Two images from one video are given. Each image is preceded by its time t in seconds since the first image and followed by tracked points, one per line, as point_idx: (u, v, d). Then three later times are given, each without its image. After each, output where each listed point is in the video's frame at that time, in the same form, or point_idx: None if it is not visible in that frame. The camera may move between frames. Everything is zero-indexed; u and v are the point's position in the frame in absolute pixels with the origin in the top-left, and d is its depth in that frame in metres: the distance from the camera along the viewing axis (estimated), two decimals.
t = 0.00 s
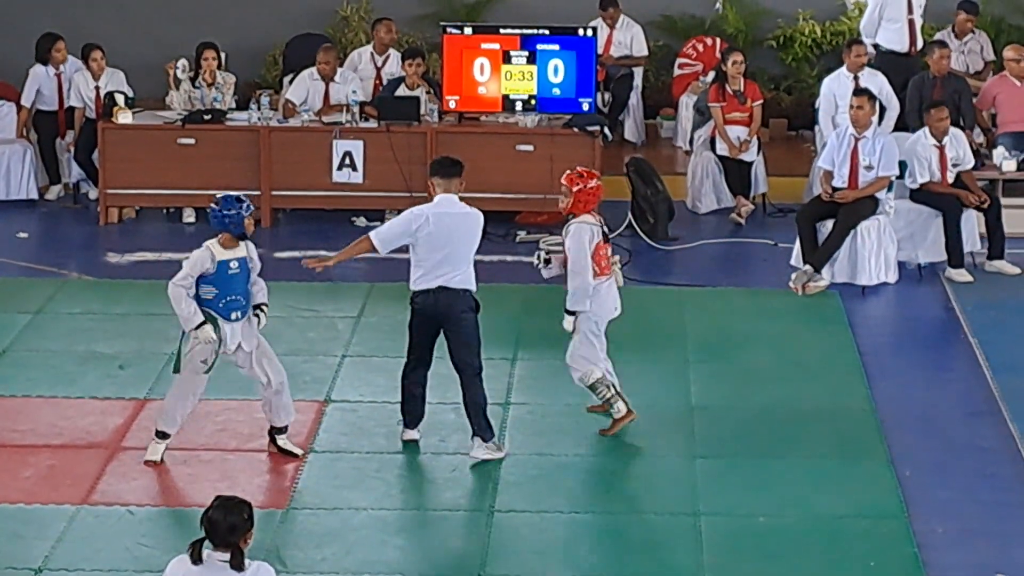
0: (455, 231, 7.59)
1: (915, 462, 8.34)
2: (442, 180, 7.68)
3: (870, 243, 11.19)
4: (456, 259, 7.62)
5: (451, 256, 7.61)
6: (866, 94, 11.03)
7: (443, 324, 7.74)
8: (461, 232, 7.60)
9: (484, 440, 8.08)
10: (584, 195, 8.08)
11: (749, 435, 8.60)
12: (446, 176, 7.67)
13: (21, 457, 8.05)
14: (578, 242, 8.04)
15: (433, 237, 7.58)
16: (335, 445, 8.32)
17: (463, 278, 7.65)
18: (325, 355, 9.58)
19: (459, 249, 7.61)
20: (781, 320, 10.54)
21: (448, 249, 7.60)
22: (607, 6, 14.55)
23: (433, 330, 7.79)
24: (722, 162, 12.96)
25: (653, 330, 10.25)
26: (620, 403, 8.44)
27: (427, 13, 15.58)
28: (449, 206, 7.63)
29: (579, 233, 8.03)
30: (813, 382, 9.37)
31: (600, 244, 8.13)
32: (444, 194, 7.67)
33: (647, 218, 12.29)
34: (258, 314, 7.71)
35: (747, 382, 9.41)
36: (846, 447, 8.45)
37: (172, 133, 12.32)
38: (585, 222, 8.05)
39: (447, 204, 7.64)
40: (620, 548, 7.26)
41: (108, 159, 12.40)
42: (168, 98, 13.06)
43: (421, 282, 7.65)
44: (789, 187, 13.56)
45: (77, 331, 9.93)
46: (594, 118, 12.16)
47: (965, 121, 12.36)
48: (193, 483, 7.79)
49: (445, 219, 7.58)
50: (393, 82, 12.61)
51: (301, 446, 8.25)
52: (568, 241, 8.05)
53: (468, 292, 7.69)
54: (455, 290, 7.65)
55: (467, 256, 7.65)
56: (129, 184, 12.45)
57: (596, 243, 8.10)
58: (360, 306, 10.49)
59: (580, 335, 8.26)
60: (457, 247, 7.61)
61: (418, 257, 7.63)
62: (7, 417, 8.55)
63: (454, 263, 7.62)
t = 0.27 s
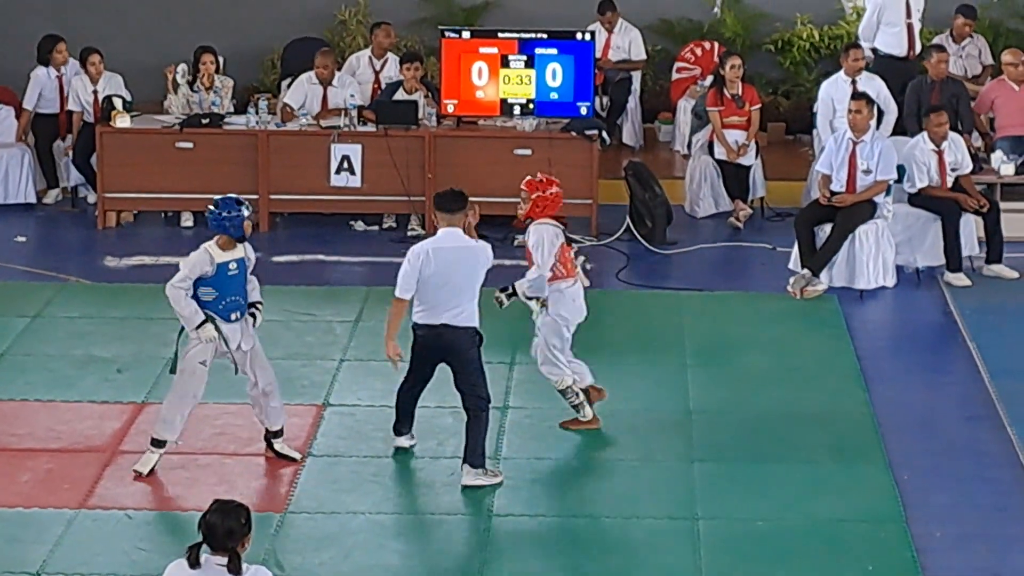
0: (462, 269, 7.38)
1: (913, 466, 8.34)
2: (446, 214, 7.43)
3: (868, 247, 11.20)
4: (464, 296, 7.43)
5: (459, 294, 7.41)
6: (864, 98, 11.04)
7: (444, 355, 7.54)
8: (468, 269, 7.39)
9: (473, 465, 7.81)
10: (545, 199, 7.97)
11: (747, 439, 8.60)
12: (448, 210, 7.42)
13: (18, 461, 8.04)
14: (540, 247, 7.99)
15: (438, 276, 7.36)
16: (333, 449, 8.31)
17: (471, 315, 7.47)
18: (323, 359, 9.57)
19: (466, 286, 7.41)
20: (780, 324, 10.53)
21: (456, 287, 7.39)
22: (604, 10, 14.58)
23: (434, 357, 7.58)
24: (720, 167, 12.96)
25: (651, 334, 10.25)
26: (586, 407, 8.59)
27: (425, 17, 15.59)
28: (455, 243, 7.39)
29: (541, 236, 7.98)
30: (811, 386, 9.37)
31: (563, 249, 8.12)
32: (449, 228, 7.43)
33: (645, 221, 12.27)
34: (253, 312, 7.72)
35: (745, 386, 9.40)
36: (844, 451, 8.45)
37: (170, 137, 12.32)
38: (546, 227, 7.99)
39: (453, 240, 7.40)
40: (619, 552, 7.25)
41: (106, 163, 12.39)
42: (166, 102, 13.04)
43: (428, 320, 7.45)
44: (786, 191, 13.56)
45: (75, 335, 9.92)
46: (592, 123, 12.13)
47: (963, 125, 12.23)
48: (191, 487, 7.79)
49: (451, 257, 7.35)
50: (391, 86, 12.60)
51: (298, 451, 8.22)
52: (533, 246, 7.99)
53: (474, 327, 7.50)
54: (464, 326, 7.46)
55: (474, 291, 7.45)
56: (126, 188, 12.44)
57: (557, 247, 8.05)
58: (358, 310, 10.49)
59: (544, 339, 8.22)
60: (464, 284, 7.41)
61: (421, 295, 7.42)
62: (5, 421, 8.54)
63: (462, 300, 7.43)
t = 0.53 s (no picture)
0: (465, 272, 7.27)
1: (910, 469, 8.34)
2: (445, 220, 7.36)
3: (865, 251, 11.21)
4: (471, 300, 7.29)
5: (466, 298, 7.29)
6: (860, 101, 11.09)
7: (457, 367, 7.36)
8: (472, 271, 7.28)
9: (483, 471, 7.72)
10: (487, 222, 7.91)
11: (744, 442, 8.60)
12: (446, 215, 7.35)
13: (16, 464, 8.03)
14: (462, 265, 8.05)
15: (443, 282, 7.26)
16: (330, 452, 8.31)
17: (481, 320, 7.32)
18: (321, 362, 9.57)
19: (472, 289, 7.29)
20: (778, 328, 10.53)
21: (461, 291, 7.28)
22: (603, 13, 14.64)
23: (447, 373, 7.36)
24: (718, 170, 12.97)
25: (649, 337, 10.25)
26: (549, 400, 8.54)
27: (422, 20, 15.59)
28: (455, 247, 7.31)
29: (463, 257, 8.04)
30: (809, 389, 9.37)
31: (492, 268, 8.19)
32: (449, 234, 7.36)
33: (642, 224, 12.25)
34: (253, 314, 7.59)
35: (743, 390, 9.40)
36: (842, 454, 8.45)
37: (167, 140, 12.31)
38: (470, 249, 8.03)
39: (452, 245, 7.33)
40: (616, 556, 7.24)
41: (103, 167, 12.38)
42: (163, 105, 13.04)
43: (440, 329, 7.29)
44: (783, 194, 13.56)
45: (72, 338, 9.91)
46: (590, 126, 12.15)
47: (961, 128, 12.29)
48: (188, 490, 7.78)
49: (452, 264, 7.26)
50: (388, 88, 12.63)
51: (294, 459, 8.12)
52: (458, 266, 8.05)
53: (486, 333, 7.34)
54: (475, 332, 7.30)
55: (481, 295, 7.31)
56: (124, 192, 12.44)
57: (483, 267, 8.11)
58: (355, 313, 10.48)
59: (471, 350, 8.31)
60: (470, 287, 7.28)
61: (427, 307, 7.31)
62: (3, 424, 8.53)
63: (470, 305, 7.29)
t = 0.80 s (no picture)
0: (448, 297, 6.83)
1: (907, 473, 8.33)
2: (431, 241, 6.93)
3: (862, 254, 11.21)
4: (454, 327, 6.85)
5: (448, 324, 6.85)
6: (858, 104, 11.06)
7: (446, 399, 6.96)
8: (456, 297, 6.83)
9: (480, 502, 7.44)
10: (402, 193, 8.46)
11: (741, 445, 8.60)
12: (432, 235, 6.93)
13: (12, 467, 8.03)
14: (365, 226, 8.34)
15: (424, 306, 6.83)
16: (327, 455, 8.30)
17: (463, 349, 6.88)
18: (317, 365, 9.57)
19: (456, 316, 6.85)
20: (774, 331, 10.53)
21: (444, 317, 6.84)
22: (599, 16, 14.56)
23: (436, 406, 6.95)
24: (714, 172, 12.97)
25: (646, 339, 10.26)
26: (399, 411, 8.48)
27: (419, 23, 15.59)
28: (440, 270, 6.87)
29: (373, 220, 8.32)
30: (806, 392, 9.37)
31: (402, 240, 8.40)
32: (433, 255, 6.93)
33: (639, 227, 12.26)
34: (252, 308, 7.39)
35: (740, 393, 9.40)
36: (838, 457, 8.45)
37: (164, 143, 12.30)
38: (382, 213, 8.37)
39: (437, 267, 6.89)
40: (613, 559, 7.24)
41: (99, 169, 12.37)
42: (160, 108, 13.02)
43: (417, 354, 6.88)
44: (780, 198, 13.57)
45: (69, 341, 9.91)
46: (586, 128, 12.20)
47: (957, 132, 12.26)
48: (185, 493, 7.78)
49: (439, 287, 6.83)
50: (383, 93, 12.58)
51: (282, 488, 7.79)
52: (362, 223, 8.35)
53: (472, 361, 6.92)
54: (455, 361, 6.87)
55: (465, 323, 6.87)
56: (120, 194, 12.42)
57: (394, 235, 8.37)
58: (352, 316, 10.48)
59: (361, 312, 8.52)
60: (453, 314, 6.84)
61: (409, 331, 6.88)
62: None
63: (452, 332, 6.85)
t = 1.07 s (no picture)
0: (445, 330, 6.62)
1: (903, 475, 8.33)
2: (425, 270, 6.68)
3: (857, 257, 11.21)
4: (448, 360, 6.64)
5: (442, 357, 6.63)
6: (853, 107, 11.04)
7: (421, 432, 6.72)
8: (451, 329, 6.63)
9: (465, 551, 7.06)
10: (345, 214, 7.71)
11: (737, 447, 8.60)
12: (428, 264, 6.68)
13: (8, 470, 8.02)
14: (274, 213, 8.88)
15: (421, 337, 6.60)
16: (323, 458, 8.30)
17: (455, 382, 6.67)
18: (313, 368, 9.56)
19: (449, 349, 6.64)
20: (770, 333, 10.52)
21: (439, 349, 6.62)
22: (595, 18, 14.59)
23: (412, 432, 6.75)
24: (710, 175, 12.98)
25: (641, 341, 10.26)
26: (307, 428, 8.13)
27: (415, 26, 15.59)
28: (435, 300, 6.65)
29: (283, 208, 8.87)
30: (801, 395, 9.37)
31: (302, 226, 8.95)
32: (425, 283, 6.69)
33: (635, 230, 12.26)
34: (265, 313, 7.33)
35: (736, 395, 9.40)
36: (835, 460, 8.45)
37: (160, 146, 12.30)
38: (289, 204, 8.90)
39: (432, 297, 6.66)
40: (609, 562, 7.23)
41: (96, 173, 12.36)
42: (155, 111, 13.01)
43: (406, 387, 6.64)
44: (777, 200, 13.57)
45: (64, 344, 9.90)
46: (582, 131, 12.18)
47: (953, 134, 12.32)
48: (181, 496, 7.77)
49: (429, 318, 6.61)
50: (380, 96, 12.59)
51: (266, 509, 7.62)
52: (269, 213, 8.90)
53: (455, 398, 6.67)
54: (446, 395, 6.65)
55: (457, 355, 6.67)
56: (116, 198, 12.42)
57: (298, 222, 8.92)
58: (348, 319, 10.48)
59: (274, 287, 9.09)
60: (448, 346, 6.64)
61: (402, 361, 6.63)
62: None
63: (445, 365, 6.64)
